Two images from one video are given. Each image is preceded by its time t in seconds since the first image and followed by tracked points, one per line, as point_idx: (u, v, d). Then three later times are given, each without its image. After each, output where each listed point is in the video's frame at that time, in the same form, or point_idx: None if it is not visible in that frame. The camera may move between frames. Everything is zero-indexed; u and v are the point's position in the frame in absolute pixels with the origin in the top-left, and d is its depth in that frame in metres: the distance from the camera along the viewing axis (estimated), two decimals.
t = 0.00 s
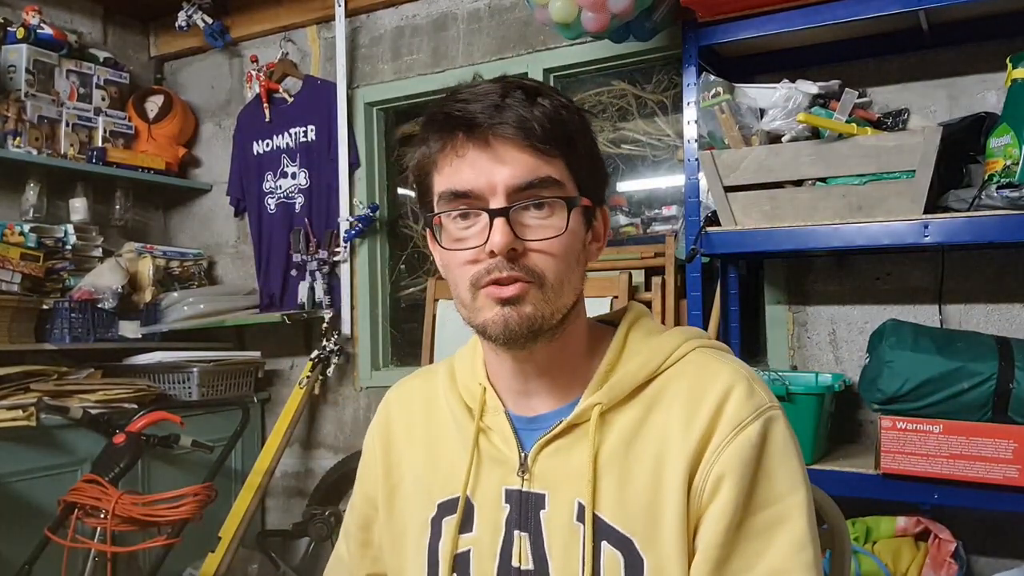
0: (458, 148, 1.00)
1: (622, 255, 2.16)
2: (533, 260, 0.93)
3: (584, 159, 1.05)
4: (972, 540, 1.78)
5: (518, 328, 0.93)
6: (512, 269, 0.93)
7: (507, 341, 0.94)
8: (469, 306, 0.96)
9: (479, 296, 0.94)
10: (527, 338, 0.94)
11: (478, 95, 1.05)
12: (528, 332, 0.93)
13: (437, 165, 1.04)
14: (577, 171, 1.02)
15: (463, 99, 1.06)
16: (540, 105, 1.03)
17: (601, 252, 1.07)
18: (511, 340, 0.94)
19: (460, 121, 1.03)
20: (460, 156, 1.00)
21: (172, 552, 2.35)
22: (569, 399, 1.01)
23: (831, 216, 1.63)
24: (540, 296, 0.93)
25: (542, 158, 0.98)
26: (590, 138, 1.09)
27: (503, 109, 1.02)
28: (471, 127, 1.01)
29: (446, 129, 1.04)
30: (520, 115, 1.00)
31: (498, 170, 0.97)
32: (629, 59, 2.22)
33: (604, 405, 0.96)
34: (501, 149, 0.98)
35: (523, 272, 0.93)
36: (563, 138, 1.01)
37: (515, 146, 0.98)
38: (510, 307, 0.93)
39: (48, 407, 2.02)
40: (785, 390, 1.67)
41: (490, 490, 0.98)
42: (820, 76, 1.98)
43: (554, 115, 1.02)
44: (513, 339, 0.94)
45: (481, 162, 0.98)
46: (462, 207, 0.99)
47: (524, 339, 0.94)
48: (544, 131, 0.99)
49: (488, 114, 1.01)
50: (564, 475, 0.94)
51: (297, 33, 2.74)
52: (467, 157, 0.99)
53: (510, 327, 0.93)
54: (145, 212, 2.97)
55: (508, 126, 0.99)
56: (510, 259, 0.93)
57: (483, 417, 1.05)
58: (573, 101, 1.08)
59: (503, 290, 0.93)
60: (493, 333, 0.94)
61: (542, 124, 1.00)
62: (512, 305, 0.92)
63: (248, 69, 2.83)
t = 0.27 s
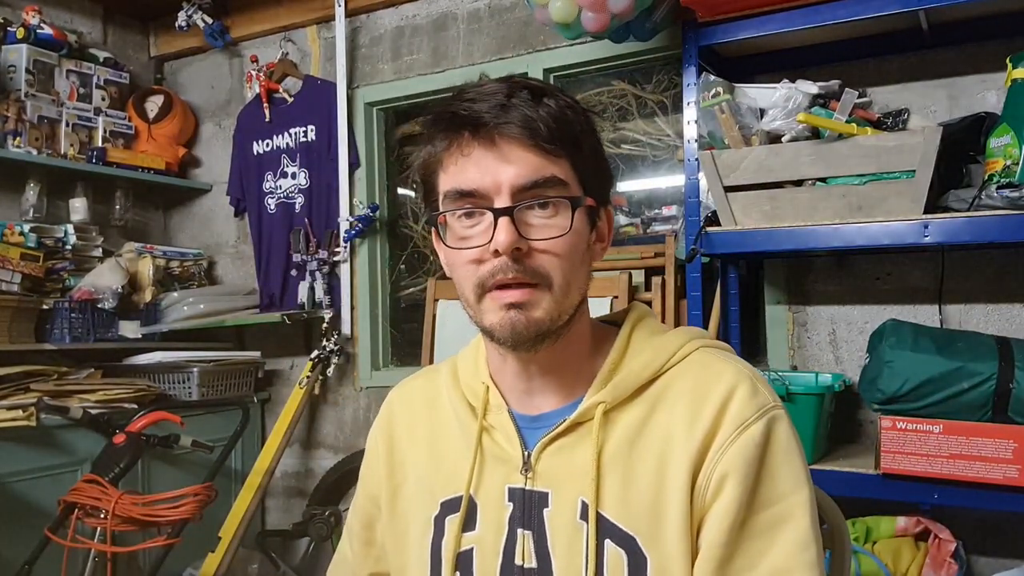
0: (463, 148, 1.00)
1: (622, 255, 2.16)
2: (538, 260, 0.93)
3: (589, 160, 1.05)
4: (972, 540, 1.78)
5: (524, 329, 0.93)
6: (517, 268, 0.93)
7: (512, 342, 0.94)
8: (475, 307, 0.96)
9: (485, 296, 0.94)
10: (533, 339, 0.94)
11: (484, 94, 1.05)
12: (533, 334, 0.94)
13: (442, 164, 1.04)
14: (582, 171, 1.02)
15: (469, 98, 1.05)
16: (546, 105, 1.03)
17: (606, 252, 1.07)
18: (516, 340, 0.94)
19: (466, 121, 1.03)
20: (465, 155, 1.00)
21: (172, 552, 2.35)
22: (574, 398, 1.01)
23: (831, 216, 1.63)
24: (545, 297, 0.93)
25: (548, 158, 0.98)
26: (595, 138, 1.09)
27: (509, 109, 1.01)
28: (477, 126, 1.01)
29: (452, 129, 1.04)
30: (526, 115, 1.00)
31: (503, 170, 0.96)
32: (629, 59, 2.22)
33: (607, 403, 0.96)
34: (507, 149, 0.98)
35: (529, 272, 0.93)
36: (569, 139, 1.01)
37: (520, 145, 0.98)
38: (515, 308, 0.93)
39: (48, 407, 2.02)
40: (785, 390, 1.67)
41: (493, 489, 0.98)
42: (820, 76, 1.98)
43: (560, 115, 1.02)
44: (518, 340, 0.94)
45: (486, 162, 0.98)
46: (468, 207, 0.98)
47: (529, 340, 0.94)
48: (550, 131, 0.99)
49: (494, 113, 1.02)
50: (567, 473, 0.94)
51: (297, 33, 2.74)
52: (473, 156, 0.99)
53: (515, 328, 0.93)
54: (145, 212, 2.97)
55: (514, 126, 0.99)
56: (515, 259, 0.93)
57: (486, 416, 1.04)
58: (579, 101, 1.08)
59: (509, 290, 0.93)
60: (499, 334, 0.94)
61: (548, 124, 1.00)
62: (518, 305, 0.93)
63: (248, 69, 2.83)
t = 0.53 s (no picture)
0: (467, 148, 1.01)
1: (622, 255, 2.16)
2: (540, 260, 0.93)
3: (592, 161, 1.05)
4: (971, 540, 1.78)
5: (526, 329, 0.93)
6: (519, 269, 0.92)
7: (515, 341, 0.94)
8: (478, 305, 0.96)
9: (487, 297, 0.95)
10: (537, 339, 0.94)
11: (488, 94, 1.06)
12: (536, 333, 0.93)
13: (445, 164, 1.04)
14: (585, 172, 1.02)
15: (474, 98, 1.06)
16: (551, 106, 1.03)
17: (609, 253, 1.07)
18: (520, 341, 0.94)
19: (470, 121, 1.03)
20: (469, 155, 1.00)
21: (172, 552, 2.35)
22: (577, 397, 1.01)
23: (831, 216, 1.62)
24: (547, 297, 0.93)
25: (551, 158, 0.97)
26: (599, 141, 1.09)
27: (513, 109, 1.02)
28: (480, 126, 1.01)
29: (457, 128, 1.04)
30: (530, 116, 1.00)
31: (506, 169, 0.96)
32: (629, 59, 2.22)
33: (610, 403, 0.96)
34: (510, 149, 0.98)
35: (530, 271, 0.93)
36: (573, 140, 1.01)
37: (524, 145, 0.98)
38: (518, 307, 0.93)
39: (48, 407, 2.02)
40: (785, 390, 1.67)
41: (495, 488, 0.98)
42: (820, 76, 1.98)
43: (564, 117, 1.02)
44: (521, 339, 0.94)
45: (489, 162, 0.98)
46: (470, 206, 0.99)
47: (531, 339, 0.94)
48: (554, 131, 0.99)
49: (498, 113, 1.02)
50: (570, 473, 0.94)
51: (297, 33, 2.74)
52: (476, 156, 0.99)
53: (518, 327, 0.93)
54: (145, 212, 2.97)
55: (518, 126, 0.99)
56: (516, 259, 0.93)
57: (488, 416, 1.04)
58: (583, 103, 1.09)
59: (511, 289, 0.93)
60: (501, 333, 0.94)
61: (552, 125, 1.00)
62: (520, 304, 0.92)
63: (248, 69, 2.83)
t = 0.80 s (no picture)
0: (438, 149, 1.04)
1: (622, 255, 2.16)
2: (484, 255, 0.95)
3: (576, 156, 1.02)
4: (971, 540, 1.78)
5: (476, 326, 0.95)
6: (464, 264, 0.96)
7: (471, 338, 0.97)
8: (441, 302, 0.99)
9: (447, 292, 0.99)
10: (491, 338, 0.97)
11: (472, 94, 1.06)
12: (485, 329, 0.95)
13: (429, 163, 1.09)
14: (558, 167, 1.00)
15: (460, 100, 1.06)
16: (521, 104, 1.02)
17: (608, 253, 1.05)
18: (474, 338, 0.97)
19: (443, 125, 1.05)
20: (438, 156, 1.04)
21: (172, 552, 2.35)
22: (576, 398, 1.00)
23: (831, 216, 1.62)
24: (492, 295, 0.95)
25: (507, 157, 0.98)
26: (594, 133, 1.05)
27: (478, 111, 1.02)
28: (450, 128, 1.03)
29: (433, 132, 1.07)
30: (490, 116, 1.00)
31: (458, 171, 0.99)
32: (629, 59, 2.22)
33: (612, 402, 0.95)
34: (466, 150, 1.00)
35: (478, 267, 0.96)
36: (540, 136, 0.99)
37: (481, 146, 0.99)
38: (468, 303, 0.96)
39: (48, 407, 2.02)
40: (785, 390, 1.67)
41: (496, 483, 0.98)
42: (820, 76, 1.98)
43: (539, 113, 1.00)
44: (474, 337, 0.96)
45: (450, 163, 1.01)
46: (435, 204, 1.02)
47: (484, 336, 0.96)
48: (513, 131, 0.99)
49: (469, 115, 1.02)
50: (571, 470, 0.93)
51: (297, 33, 2.74)
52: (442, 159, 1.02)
53: (468, 324, 0.96)
54: (145, 212, 2.97)
55: (480, 129, 1.00)
56: (460, 254, 0.96)
57: (492, 411, 1.04)
58: (571, 95, 1.06)
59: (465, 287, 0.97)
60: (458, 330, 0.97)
61: (511, 125, 0.99)
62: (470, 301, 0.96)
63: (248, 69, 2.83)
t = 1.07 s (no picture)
0: (455, 143, 1.03)
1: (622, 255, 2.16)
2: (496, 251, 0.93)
3: (590, 156, 0.99)
4: (971, 540, 1.78)
5: (483, 320, 0.93)
6: (477, 260, 0.94)
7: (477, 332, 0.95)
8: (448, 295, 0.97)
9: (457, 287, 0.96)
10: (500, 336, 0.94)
11: (493, 89, 1.05)
12: (494, 324, 0.92)
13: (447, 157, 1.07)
14: (575, 168, 0.98)
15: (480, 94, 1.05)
16: (539, 102, 1.00)
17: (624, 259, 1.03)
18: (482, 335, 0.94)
19: (460, 119, 1.03)
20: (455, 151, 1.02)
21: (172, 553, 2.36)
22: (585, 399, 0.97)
23: (831, 216, 1.62)
24: (503, 291, 0.93)
25: (524, 156, 0.97)
26: (612, 134, 1.03)
27: (495, 107, 1.00)
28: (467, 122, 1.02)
29: (451, 125, 1.05)
30: (508, 115, 0.98)
31: (471, 166, 0.98)
32: (629, 59, 2.23)
33: (630, 403, 0.92)
34: (482, 145, 0.98)
35: (488, 262, 0.93)
36: (555, 136, 0.98)
37: (497, 142, 0.98)
38: (476, 298, 0.93)
39: (49, 408, 2.02)
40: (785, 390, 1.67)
41: (510, 480, 0.94)
42: (820, 76, 1.98)
43: (557, 112, 0.99)
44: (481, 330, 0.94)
45: (466, 158, 0.99)
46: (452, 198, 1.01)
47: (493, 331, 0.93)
48: (530, 128, 0.97)
49: (485, 109, 1.01)
50: (586, 470, 0.90)
51: (297, 33, 2.74)
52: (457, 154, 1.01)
53: (476, 318, 0.93)
54: (145, 212, 2.97)
55: (494, 124, 0.98)
56: (473, 250, 0.94)
57: (507, 408, 1.00)
58: (593, 95, 1.03)
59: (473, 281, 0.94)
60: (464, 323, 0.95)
61: (529, 123, 0.97)
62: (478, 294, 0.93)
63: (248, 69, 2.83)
